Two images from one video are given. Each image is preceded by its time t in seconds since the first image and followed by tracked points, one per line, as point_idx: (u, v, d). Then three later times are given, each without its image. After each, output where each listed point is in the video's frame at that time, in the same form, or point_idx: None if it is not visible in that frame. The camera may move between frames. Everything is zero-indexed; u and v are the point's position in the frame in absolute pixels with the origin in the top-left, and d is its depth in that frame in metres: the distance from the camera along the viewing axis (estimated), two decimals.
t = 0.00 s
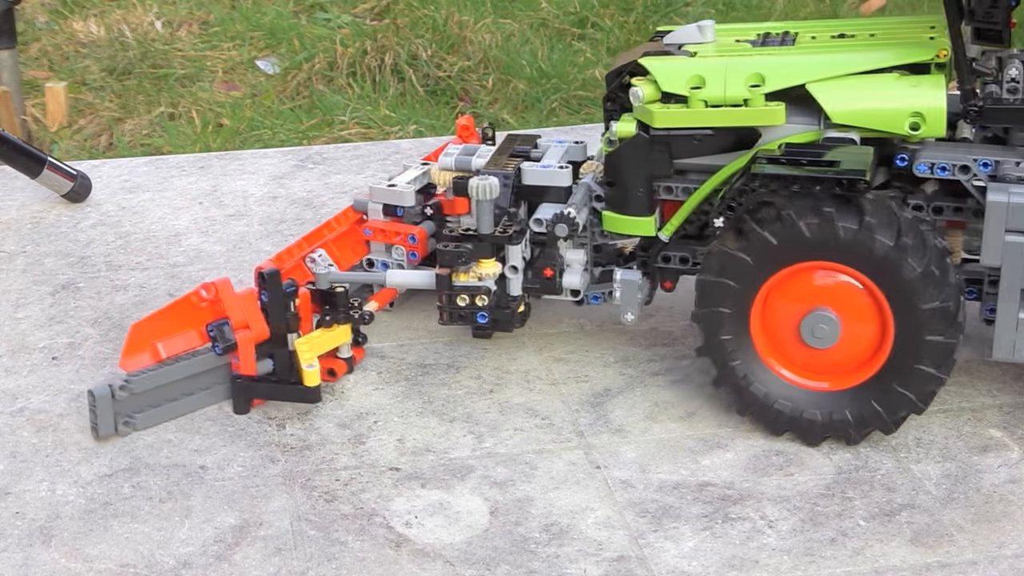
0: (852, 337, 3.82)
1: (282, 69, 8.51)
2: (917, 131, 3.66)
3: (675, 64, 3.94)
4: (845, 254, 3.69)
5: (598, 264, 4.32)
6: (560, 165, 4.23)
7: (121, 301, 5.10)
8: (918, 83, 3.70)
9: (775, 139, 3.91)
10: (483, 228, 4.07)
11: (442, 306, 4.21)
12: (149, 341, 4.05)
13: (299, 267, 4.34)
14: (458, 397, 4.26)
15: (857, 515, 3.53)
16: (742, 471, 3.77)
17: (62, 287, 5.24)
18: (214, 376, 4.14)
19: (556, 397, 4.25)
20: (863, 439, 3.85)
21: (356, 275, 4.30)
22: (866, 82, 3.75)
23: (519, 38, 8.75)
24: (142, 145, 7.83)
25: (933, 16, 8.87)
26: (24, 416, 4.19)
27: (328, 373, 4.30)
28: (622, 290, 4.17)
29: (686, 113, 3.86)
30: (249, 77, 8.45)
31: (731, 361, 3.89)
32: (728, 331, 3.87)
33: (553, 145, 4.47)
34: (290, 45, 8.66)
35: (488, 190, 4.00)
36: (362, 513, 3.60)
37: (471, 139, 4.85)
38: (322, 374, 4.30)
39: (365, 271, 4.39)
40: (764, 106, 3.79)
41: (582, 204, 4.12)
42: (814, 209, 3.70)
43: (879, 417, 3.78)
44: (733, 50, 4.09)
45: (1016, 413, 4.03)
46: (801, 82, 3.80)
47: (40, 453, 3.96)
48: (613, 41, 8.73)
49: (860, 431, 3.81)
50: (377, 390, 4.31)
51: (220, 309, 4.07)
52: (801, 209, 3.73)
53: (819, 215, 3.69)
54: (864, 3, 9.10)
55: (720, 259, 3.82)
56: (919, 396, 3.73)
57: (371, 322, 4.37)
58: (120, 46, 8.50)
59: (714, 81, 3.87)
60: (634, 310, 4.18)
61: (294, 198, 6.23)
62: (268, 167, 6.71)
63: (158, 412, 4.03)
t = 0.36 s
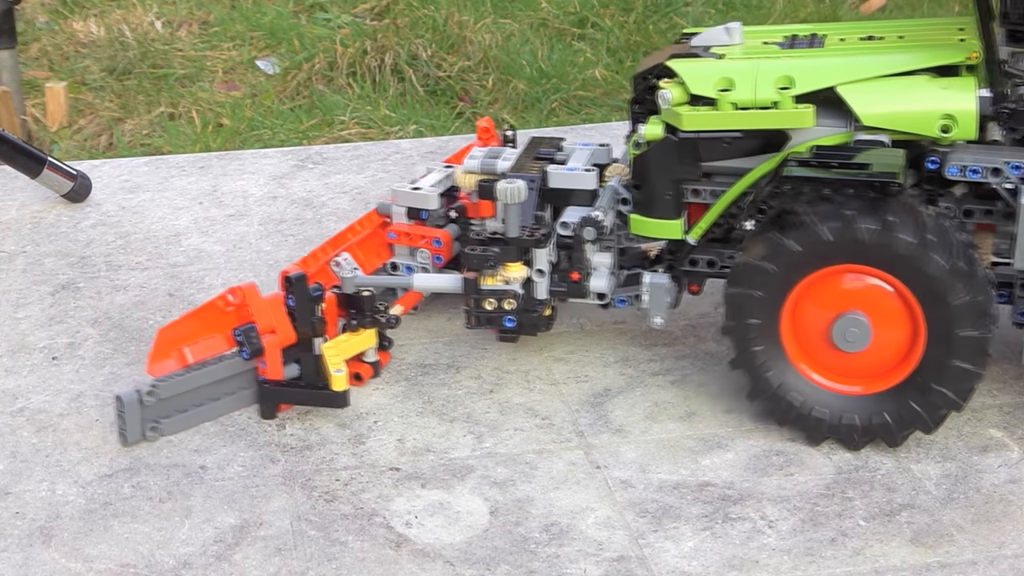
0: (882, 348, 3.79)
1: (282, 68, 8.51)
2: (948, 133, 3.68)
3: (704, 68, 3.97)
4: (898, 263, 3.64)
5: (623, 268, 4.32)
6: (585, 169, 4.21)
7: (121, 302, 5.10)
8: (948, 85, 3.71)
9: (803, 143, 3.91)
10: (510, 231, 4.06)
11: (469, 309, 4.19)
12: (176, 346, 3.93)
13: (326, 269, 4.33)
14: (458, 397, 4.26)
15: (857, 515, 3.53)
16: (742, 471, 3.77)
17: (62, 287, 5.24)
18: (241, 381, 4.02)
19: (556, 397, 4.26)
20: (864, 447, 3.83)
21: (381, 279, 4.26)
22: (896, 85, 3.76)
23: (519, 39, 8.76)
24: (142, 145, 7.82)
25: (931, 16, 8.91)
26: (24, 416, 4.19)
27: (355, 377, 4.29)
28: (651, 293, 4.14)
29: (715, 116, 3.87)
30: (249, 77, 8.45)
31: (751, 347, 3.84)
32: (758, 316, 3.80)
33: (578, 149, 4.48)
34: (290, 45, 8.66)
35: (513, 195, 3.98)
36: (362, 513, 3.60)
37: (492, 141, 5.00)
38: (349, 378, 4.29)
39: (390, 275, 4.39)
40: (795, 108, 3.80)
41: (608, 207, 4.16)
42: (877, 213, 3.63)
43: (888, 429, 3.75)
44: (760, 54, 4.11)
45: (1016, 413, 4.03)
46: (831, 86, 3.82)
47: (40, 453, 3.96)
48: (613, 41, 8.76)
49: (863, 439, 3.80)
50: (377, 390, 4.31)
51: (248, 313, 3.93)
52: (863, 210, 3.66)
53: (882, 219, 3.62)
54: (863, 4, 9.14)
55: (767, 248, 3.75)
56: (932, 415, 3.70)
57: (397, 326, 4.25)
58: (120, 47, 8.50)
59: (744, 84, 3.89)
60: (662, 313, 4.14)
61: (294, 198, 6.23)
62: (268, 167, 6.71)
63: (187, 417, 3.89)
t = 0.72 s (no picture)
0: (899, 353, 3.78)
1: (282, 68, 8.51)
2: (968, 135, 3.59)
3: (724, 68, 3.89)
4: (932, 273, 3.62)
5: (640, 270, 4.27)
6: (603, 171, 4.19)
7: (121, 302, 5.10)
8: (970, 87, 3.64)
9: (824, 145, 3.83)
10: (528, 234, 4.02)
11: (487, 311, 4.15)
12: (194, 348, 4.02)
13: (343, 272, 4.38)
14: (458, 397, 4.26)
15: (857, 515, 3.52)
16: (742, 471, 3.77)
17: (62, 287, 5.23)
18: (257, 384, 4.03)
19: (556, 397, 4.26)
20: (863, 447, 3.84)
21: (396, 281, 4.24)
22: (917, 87, 3.69)
23: (519, 39, 8.77)
24: (142, 145, 7.81)
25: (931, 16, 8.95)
26: (24, 416, 4.19)
27: (372, 379, 4.29)
28: (670, 296, 4.08)
29: (733, 117, 3.80)
30: (249, 77, 8.45)
31: (769, 335, 3.81)
32: (779, 306, 3.78)
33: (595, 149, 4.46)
34: (290, 45, 8.66)
35: (533, 196, 3.93)
36: (362, 513, 3.59)
37: (506, 142, 4.97)
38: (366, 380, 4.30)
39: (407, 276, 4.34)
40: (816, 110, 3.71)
41: (626, 208, 4.09)
42: (920, 221, 3.60)
43: (892, 434, 3.76)
44: (780, 54, 4.07)
45: (1015, 413, 4.04)
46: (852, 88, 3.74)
47: (40, 453, 3.96)
48: (613, 41, 8.78)
49: (865, 441, 3.81)
50: (376, 390, 4.31)
51: (264, 315, 3.98)
52: (906, 215, 3.62)
53: (923, 228, 3.59)
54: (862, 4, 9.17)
55: (805, 240, 3.72)
56: (938, 426, 3.71)
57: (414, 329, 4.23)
58: (120, 47, 8.50)
59: (764, 86, 3.81)
60: (681, 316, 4.08)
61: (294, 198, 6.23)
62: (268, 167, 6.71)
63: (204, 421, 3.95)
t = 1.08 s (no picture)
0: (932, 359, 3.76)
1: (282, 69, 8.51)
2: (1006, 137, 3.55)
3: (757, 71, 3.86)
4: (986, 292, 3.57)
5: (670, 273, 4.23)
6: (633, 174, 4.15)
7: (121, 302, 5.10)
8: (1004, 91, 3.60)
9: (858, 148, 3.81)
10: (559, 237, 3.96)
11: (518, 315, 4.11)
12: (223, 353, 4.00)
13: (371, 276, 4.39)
14: (458, 397, 4.26)
15: (857, 515, 3.52)
16: (743, 471, 3.77)
17: (62, 287, 5.23)
18: (287, 388, 4.08)
19: (557, 397, 4.26)
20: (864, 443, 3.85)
21: (425, 285, 4.21)
22: (951, 91, 3.66)
23: (519, 38, 8.77)
24: (141, 145, 7.81)
25: (930, 17, 8.98)
26: (24, 416, 4.19)
27: (401, 384, 4.24)
28: (703, 300, 4.02)
29: (767, 120, 3.74)
30: (249, 77, 8.45)
31: (805, 316, 3.75)
32: (820, 289, 3.72)
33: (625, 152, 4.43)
34: (290, 45, 8.66)
35: (564, 200, 3.87)
36: (362, 513, 3.59)
37: (530, 144, 5.10)
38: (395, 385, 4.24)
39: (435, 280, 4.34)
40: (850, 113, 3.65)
41: (656, 212, 4.06)
42: (990, 241, 3.51)
43: (899, 437, 3.76)
44: (812, 58, 4.01)
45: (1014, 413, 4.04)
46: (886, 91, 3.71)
47: (41, 453, 3.96)
48: (613, 41, 8.79)
49: (869, 438, 3.81)
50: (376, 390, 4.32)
51: (294, 320, 3.99)
52: (978, 230, 3.52)
53: (992, 248, 3.51)
54: (861, 4, 9.19)
55: (870, 232, 3.62)
56: (946, 440, 3.71)
57: (442, 332, 4.24)
58: (120, 47, 8.50)
59: (797, 88, 3.77)
60: (713, 319, 4.02)
61: (294, 198, 6.23)
62: (268, 167, 6.71)
63: (232, 425, 3.97)
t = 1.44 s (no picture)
0: (942, 360, 3.77)
1: (282, 68, 8.51)
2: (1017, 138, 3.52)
3: (768, 71, 3.82)
4: (1001, 299, 3.58)
5: (679, 274, 4.22)
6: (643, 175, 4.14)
7: (121, 302, 5.10)
8: (1016, 91, 3.58)
9: (868, 148, 3.79)
10: (569, 238, 3.96)
11: (528, 316, 4.12)
12: (233, 355, 4.02)
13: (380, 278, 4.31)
14: (458, 397, 4.26)
15: (857, 515, 3.52)
16: (743, 471, 3.77)
17: (62, 287, 5.23)
18: (297, 389, 4.06)
19: (557, 397, 4.26)
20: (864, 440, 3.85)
21: (435, 287, 4.23)
22: (963, 89, 3.63)
23: (519, 38, 8.78)
24: (142, 145, 7.81)
25: (930, 16, 9.00)
26: (24, 416, 4.19)
27: (412, 385, 4.24)
28: (713, 300, 4.02)
29: (778, 120, 3.70)
30: (249, 77, 8.45)
31: (817, 310, 3.74)
32: (835, 283, 3.70)
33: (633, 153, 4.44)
34: (290, 45, 8.67)
35: (574, 201, 3.87)
36: (362, 513, 3.59)
37: (538, 145, 5.10)
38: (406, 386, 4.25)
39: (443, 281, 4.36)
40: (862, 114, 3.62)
41: (666, 212, 4.06)
42: (1011, 250, 3.52)
43: (900, 438, 3.76)
44: (822, 59, 4.01)
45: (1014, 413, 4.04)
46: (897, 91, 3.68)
47: (41, 453, 3.96)
48: (613, 41, 8.80)
49: (870, 436, 3.82)
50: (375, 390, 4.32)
51: (304, 321, 3.98)
52: (1000, 237, 3.52)
53: (1013, 257, 3.52)
54: (861, 4, 9.21)
55: (891, 231, 3.59)
56: (947, 442, 3.72)
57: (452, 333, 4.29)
58: (120, 47, 8.50)
59: (807, 89, 3.75)
60: (724, 320, 4.01)
61: (294, 198, 6.23)
62: (268, 167, 6.71)
63: (243, 427, 3.96)
